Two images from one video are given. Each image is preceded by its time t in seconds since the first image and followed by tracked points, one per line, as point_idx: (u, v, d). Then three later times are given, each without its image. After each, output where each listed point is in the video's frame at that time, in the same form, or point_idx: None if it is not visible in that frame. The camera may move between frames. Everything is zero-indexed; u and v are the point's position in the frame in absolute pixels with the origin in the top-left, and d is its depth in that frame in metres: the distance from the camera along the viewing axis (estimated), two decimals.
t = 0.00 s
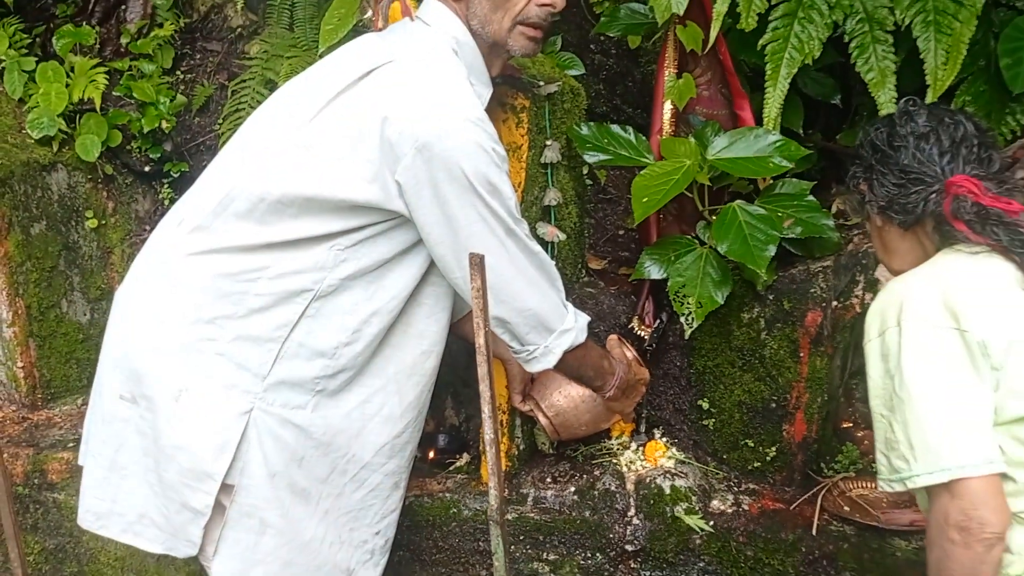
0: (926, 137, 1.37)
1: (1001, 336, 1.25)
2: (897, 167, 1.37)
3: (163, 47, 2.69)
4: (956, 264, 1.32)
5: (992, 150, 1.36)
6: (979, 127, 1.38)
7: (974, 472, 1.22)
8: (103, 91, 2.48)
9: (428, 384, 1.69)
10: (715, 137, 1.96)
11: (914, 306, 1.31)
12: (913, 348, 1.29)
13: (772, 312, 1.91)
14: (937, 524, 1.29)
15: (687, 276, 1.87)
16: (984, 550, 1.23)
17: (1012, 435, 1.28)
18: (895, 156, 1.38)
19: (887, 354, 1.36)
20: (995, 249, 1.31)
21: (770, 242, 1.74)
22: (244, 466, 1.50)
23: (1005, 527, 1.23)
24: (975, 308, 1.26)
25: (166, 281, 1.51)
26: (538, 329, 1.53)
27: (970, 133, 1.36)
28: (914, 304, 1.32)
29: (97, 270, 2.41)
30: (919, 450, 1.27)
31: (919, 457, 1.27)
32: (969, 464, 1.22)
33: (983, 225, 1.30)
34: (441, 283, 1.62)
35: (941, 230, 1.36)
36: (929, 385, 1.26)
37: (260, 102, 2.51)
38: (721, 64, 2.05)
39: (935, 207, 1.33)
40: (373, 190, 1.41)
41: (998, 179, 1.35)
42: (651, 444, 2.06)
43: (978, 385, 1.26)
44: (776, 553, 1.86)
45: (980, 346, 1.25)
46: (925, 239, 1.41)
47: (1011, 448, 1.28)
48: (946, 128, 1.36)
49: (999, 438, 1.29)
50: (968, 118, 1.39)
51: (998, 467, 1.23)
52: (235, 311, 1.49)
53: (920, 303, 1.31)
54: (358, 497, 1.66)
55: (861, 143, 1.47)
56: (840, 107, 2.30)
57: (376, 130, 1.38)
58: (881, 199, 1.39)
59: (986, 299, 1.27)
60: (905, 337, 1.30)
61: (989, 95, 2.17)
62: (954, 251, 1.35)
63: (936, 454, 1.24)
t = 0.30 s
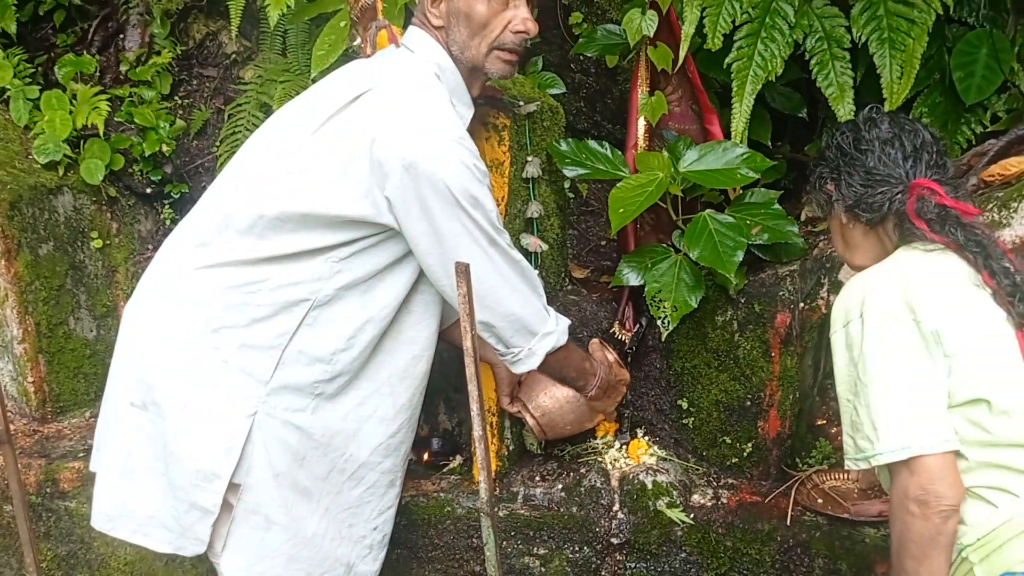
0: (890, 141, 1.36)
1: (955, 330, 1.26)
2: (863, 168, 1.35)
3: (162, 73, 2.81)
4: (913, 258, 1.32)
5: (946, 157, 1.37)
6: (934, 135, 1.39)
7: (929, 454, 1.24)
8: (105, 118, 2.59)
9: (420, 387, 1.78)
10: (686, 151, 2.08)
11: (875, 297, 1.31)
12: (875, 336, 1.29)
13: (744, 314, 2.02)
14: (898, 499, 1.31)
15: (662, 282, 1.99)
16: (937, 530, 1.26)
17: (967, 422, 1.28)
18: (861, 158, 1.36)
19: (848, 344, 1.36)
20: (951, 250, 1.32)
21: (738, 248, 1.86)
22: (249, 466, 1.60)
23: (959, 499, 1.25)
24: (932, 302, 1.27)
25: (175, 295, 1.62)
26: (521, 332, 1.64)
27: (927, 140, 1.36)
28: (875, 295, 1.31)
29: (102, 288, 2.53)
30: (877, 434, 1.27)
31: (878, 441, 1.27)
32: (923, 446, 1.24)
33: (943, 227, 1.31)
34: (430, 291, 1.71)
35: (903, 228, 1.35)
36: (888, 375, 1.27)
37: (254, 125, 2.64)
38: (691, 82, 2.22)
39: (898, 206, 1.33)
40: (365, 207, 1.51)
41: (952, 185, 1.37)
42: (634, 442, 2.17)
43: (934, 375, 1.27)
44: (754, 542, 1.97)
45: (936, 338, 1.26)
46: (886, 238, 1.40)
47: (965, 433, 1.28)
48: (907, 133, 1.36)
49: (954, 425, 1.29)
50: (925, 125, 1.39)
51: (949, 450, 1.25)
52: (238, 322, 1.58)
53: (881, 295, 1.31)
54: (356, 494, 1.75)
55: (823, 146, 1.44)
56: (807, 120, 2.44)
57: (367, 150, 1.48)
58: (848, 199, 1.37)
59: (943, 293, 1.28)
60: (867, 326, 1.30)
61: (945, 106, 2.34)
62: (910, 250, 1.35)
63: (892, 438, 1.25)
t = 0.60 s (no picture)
0: (881, 163, 1.41)
1: (941, 348, 1.31)
2: (856, 188, 1.41)
3: (172, 99, 2.88)
4: (900, 278, 1.37)
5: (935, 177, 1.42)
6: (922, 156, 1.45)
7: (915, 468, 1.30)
8: (118, 143, 2.67)
9: (426, 403, 1.83)
10: (682, 173, 2.15)
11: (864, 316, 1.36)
12: (863, 355, 1.34)
13: (741, 331, 2.09)
14: (886, 510, 1.36)
15: (660, 300, 2.05)
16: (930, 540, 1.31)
17: (953, 435, 1.33)
18: (854, 178, 1.42)
19: (839, 361, 1.41)
20: (939, 270, 1.36)
21: (733, 267, 1.93)
22: (262, 479, 1.65)
23: (942, 510, 1.31)
24: (919, 320, 1.32)
25: (193, 314, 1.68)
26: (524, 350, 1.69)
27: (917, 161, 1.41)
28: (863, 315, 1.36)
29: (115, 308, 2.59)
30: (866, 449, 1.32)
31: (867, 456, 1.32)
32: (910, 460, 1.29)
33: (933, 247, 1.36)
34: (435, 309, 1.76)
35: (893, 248, 1.41)
36: (877, 392, 1.32)
37: (263, 148, 2.71)
38: (686, 107, 2.31)
39: (890, 226, 1.39)
40: (375, 229, 1.57)
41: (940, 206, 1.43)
42: (634, 455, 2.22)
43: (921, 392, 1.32)
44: (751, 553, 2.01)
45: (922, 356, 1.31)
46: (877, 257, 1.46)
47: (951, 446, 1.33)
48: (897, 155, 1.42)
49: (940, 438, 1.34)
50: (914, 146, 1.44)
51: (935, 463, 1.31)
52: (252, 340, 1.64)
53: (870, 314, 1.35)
54: (364, 507, 1.79)
55: (816, 165, 1.50)
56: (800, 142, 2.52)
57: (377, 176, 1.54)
58: (842, 218, 1.43)
59: (930, 313, 1.32)
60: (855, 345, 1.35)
61: (933, 129, 2.41)
62: (897, 268, 1.40)
63: (881, 453, 1.31)
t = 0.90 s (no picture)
0: (844, 174, 1.41)
1: (908, 360, 1.33)
2: (821, 200, 1.39)
3: (169, 120, 2.91)
4: (866, 289, 1.39)
5: (897, 186, 1.43)
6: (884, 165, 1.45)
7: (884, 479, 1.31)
8: (117, 164, 2.71)
9: (420, 418, 1.83)
10: (670, 189, 2.19)
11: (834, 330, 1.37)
12: (833, 370, 1.35)
13: (729, 344, 2.12)
14: (857, 523, 1.38)
15: (650, 314, 2.09)
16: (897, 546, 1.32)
17: (923, 446, 1.35)
18: (819, 190, 1.40)
19: (809, 374, 1.42)
20: (905, 282, 1.39)
21: (720, 281, 1.97)
22: (257, 494, 1.68)
23: (913, 524, 1.32)
24: (885, 333, 1.34)
25: (190, 332, 1.71)
26: (515, 364, 1.71)
27: (878, 170, 1.42)
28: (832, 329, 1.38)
29: (112, 326, 2.62)
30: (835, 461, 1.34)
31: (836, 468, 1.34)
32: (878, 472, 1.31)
33: (899, 259, 1.39)
34: (429, 325, 1.77)
35: (859, 259, 1.42)
36: (844, 405, 1.34)
37: (260, 167, 2.75)
38: (674, 124, 2.36)
39: (857, 238, 1.39)
40: (368, 247, 1.59)
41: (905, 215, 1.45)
42: (625, 468, 2.24)
43: (888, 404, 1.34)
44: (740, 563, 2.06)
45: (889, 369, 1.34)
46: (844, 268, 1.45)
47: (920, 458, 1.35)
48: (859, 165, 1.42)
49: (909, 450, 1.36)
50: (874, 155, 1.45)
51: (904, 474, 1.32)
52: (248, 356, 1.66)
53: (839, 329, 1.37)
54: (358, 522, 1.80)
55: (780, 178, 1.48)
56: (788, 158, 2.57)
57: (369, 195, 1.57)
58: (809, 230, 1.41)
59: (896, 326, 1.34)
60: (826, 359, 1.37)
61: (917, 144, 2.45)
62: (864, 280, 1.42)
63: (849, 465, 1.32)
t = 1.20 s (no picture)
0: (806, 191, 1.44)
1: (883, 373, 1.36)
2: (785, 217, 1.42)
3: (160, 133, 2.95)
4: (836, 302, 1.42)
5: (856, 202, 1.47)
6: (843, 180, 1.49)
7: (865, 492, 1.32)
8: (109, 179, 2.73)
9: (408, 429, 1.84)
10: (655, 202, 2.23)
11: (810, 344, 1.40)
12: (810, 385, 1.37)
13: (715, 354, 2.16)
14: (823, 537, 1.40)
15: (637, 325, 2.12)
16: (870, 560, 1.34)
17: (902, 456, 1.37)
18: (782, 207, 1.43)
19: (785, 389, 1.43)
20: (876, 294, 1.43)
21: (705, 292, 2.01)
22: (245, 504, 1.69)
23: (875, 549, 1.33)
24: (857, 345, 1.37)
25: (181, 344, 1.73)
26: (501, 376, 1.72)
27: (838, 186, 1.45)
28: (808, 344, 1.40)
29: (103, 339, 2.63)
30: (814, 476, 1.35)
31: (816, 482, 1.34)
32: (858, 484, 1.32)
33: (868, 273, 1.43)
34: (417, 337, 1.78)
35: (826, 274, 1.46)
36: (820, 418, 1.36)
37: (251, 181, 2.77)
38: (659, 138, 2.41)
39: (822, 253, 1.42)
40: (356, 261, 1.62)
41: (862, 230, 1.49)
42: (613, 478, 2.28)
43: (864, 416, 1.35)
44: (727, 572, 2.08)
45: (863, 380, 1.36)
46: (809, 282, 1.49)
47: (900, 467, 1.37)
48: (819, 181, 1.45)
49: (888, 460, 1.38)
50: (834, 171, 1.48)
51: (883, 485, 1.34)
52: (237, 368, 1.68)
53: (814, 344, 1.39)
54: (346, 532, 1.81)
55: (742, 194, 1.51)
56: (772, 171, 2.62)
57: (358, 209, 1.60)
58: (774, 246, 1.44)
59: (867, 340, 1.37)
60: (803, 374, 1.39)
61: (898, 157, 2.50)
62: (834, 294, 1.45)
63: (828, 480, 1.33)
